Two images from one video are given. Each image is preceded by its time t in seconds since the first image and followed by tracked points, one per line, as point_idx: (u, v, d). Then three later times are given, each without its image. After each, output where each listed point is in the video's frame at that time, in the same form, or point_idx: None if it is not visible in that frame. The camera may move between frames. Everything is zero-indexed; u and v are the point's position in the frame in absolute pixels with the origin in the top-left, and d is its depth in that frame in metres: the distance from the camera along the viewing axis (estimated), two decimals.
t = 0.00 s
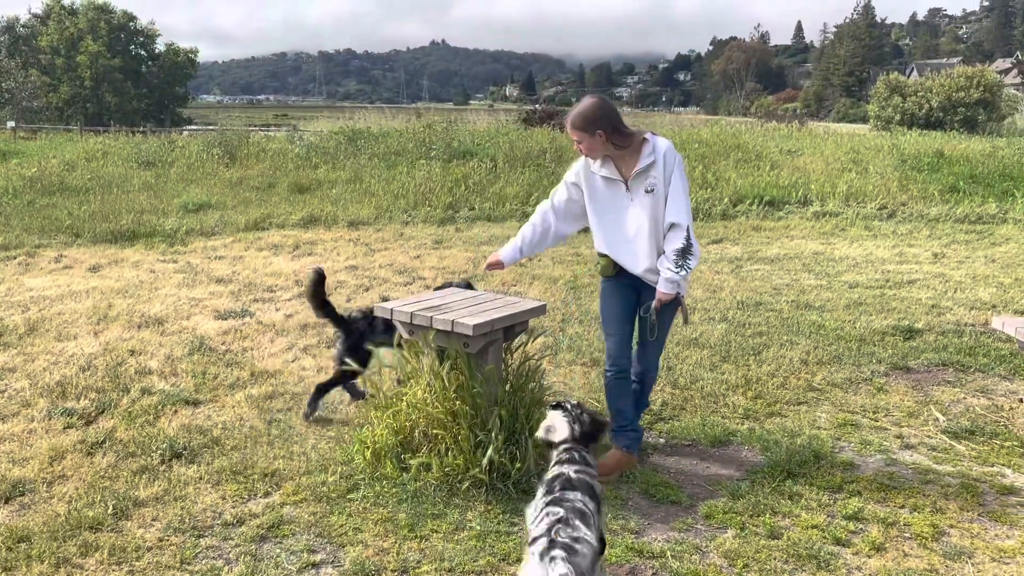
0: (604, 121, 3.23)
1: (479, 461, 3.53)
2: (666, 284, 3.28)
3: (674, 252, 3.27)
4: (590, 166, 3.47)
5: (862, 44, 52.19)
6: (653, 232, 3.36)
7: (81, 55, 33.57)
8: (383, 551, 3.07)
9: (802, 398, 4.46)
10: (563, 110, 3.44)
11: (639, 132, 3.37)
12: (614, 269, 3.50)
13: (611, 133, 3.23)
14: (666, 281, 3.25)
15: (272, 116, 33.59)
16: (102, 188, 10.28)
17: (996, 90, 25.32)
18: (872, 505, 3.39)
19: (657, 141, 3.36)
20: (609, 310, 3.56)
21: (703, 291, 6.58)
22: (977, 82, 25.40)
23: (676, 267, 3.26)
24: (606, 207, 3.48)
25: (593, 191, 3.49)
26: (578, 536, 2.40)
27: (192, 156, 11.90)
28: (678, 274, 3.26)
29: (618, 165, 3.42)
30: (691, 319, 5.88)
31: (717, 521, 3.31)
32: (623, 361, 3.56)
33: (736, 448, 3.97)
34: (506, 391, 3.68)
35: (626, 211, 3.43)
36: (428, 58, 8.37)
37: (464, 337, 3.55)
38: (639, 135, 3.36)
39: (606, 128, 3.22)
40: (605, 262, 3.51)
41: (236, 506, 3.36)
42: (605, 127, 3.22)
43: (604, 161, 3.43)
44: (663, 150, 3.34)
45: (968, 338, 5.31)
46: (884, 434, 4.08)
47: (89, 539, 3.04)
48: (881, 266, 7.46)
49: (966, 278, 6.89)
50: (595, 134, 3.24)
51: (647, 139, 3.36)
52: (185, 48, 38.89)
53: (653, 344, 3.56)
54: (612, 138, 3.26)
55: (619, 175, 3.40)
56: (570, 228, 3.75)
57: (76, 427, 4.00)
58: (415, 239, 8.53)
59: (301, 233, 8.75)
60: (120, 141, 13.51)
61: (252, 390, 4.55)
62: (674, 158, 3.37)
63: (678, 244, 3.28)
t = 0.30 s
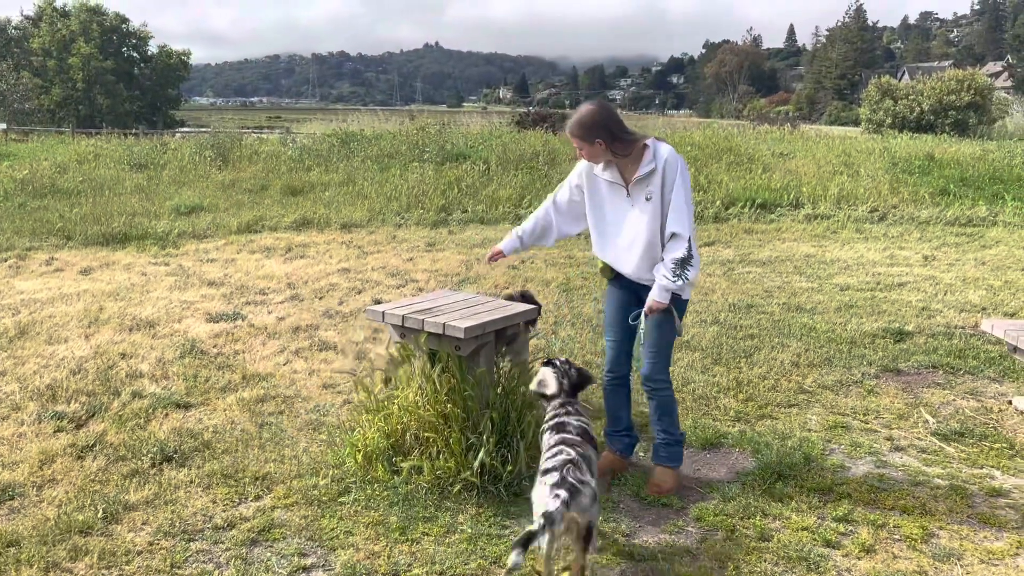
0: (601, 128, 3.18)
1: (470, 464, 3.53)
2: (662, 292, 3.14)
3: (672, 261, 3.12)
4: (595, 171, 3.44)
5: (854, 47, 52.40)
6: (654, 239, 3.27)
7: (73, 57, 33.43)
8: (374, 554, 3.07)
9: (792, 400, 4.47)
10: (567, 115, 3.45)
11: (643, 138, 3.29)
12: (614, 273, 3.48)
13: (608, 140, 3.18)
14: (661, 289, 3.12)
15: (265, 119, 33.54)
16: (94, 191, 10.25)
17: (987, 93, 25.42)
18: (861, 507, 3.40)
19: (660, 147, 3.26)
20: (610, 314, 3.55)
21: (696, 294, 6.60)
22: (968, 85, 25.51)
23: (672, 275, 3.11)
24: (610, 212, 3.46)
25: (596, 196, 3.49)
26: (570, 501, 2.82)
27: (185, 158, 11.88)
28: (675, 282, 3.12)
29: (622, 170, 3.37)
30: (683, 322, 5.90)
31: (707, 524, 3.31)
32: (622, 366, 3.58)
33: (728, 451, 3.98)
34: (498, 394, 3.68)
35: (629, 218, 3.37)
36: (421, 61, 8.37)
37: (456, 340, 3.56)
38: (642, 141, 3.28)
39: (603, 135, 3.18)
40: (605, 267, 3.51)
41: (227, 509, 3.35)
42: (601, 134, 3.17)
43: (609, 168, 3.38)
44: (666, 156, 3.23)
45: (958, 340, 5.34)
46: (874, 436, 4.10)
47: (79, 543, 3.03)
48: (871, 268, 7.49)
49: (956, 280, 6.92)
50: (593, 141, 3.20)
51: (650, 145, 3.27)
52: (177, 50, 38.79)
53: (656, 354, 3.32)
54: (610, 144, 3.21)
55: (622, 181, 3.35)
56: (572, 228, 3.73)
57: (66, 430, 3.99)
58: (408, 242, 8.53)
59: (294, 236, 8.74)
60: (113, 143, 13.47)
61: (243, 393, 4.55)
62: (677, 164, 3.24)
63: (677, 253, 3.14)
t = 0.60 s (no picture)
0: (586, 146, 3.09)
1: (464, 467, 3.51)
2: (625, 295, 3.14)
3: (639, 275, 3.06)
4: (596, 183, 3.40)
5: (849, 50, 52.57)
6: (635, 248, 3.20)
7: (66, 59, 33.33)
8: (367, 558, 3.05)
9: (787, 402, 4.47)
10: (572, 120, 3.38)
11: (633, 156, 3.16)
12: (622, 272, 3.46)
13: (593, 159, 3.09)
14: (621, 292, 3.13)
15: (259, 121, 33.49)
16: (86, 194, 10.22)
17: (980, 95, 25.49)
18: (856, 509, 3.39)
19: (648, 164, 3.12)
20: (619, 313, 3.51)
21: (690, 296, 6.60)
22: (961, 88, 25.57)
23: (635, 285, 3.07)
24: (609, 214, 3.41)
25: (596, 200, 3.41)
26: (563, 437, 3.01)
27: (178, 161, 11.86)
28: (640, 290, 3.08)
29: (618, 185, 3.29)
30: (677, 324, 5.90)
31: (701, 527, 3.30)
32: (619, 364, 3.55)
33: (722, 454, 3.97)
34: (492, 397, 3.67)
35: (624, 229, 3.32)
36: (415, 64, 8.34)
37: (450, 343, 3.55)
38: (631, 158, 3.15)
39: (586, 153, 3.09)
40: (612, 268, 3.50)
41: (219, 513, 3.33)
42: (584, 152, 3.09)
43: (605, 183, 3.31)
44: (650, 174, 3.08)
45: (952, 342, 5.34)
46: (869, 438, 4.10)
47: (70, 548, 3.01)
48: (866, 270, 7.50)
49: (950, 282, 6.93)
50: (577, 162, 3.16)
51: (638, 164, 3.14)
52: (171, 52, 38.71)
53: (669, 356, 3.30)
54: (596, 164, 3.11)
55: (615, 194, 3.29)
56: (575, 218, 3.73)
57: (58, 434, 3.97)
58: (402, 244, 8.51)
59: (288, 239, 8.72)
60: (106, 146, 13.43)
61: (236, 396, 4.53)
62: (664, 180, 3.09)
63: (645, 269, 3.06)
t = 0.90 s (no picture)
0: (561, 160, 3.10)
1: (461, 469, 3.51)
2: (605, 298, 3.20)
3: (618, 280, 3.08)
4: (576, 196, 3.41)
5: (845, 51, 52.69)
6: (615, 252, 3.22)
7: (63, 62, 33.29)
8: (365, 560, 3.05)
9: (784, 403, 4.48)
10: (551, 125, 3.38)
11: (608, 165, 3.16)
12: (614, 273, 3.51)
13: (568, 171, 3.11)
14: (602, 297, 3.20)
15: (256, 123, 33.47)
16: (83, 196, 10.20)
17: (976, 96, 25.54)
18: (854, 510, 3.39)
19: (624, 171, 3.11)
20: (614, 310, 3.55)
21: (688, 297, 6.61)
22: (957, 89, 25.63)
23: (613, 291, 3.11)
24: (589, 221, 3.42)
25: (577, 205, 3.43)
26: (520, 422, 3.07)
27: (176, 163, 11.85)
28: (619, 295, 3.11)
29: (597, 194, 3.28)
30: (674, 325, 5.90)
31: (699, 528, 3.30)
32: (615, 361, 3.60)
33: (719, 454, 3.98)
34: (489, 398, 3.66)
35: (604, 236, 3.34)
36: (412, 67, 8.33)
37: (448, 344, 3.55)
38: (607, 166, 3.15)
39: (561, 165, 3.11)
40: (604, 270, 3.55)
41: (217, 515, 3.33)
42: (560, 164, 3.10)
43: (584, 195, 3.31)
44: (626, 182, 3.08)
45: (949, 343, 5.35)
46: (866, 438, 4.10)
47: (67, 550, 3.00)
48: (862, 271, 7.51)
49: (947, 283, 6.95)
50: (554, 175, 3.16)
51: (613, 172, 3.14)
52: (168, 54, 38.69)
53: (654, 355, 3.35)
54: (572, 174, 3.13)
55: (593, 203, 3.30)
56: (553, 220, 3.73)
57: (54, 436, 3.96)
58: (399, 246, 8.51)
59: (285, 241, 8.71)
60: (103, 148, 13.41)
61: (233, 398, 4.53)
62: (640, 186, 3.07)
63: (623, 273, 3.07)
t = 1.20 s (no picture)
0: (545, 165, 3.14)
1: (461, 470, 3.51)
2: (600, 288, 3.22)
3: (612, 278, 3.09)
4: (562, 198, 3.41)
5: (844, 52, 52.76)
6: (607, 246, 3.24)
7: (62, 64, 33.30)
8: (364, 561, 3.04)
9: (784, 403, 4.48)
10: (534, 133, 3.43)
11: (593, 167, 3.17)
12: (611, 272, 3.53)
13: (552, 175, 3.14)
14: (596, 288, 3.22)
15: (256, 125, 33.48)
16: (82, 198, 10.20)
17: (975, 97, 25.54)
18: (853, 510, 3.40)
19: (612, 170, 3.15)
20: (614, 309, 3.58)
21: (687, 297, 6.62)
22: (956, 89, 25.62)
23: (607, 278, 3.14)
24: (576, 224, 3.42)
25: (565, 208, 3.43)
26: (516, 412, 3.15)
27: (175, 165, 11.85)
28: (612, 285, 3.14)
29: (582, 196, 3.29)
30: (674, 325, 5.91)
31: (699, 529, 3.30)
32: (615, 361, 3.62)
33: (719, 455, 3.99)
34: (489, 399, 3.66)
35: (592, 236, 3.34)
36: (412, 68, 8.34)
37: (447, 345, 3.55)
38: (593, 166, 3.19)
39: (545, 170, 3.14)
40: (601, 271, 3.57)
41: (216, 517, 3.33)
42: (543, 169, 3.14)
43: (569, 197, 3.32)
44: (612, 182, 3.10)
45: (948, 343, 5.35)
46: (865, 439, 4.11)
47: (66, 552, 3.00)
48: (861, 272, 7.51)
49: (946, 283, 6.95)
50: (540, 178, 3.16)
51: (599, 173, 3.15)
52: (167, 56, 38.70)
53: (648, 355, 3.37)
54: (557, 179, 3.16)
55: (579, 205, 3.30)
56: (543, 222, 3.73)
57: (54, 438, 3.96)
58: (398, 247, 8.52)
59: (285, 242, 8.72)
60: (102, 150, 13.42)
61: (232, 400, 4.53)
62: (630, 182, 3.11)
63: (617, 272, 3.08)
